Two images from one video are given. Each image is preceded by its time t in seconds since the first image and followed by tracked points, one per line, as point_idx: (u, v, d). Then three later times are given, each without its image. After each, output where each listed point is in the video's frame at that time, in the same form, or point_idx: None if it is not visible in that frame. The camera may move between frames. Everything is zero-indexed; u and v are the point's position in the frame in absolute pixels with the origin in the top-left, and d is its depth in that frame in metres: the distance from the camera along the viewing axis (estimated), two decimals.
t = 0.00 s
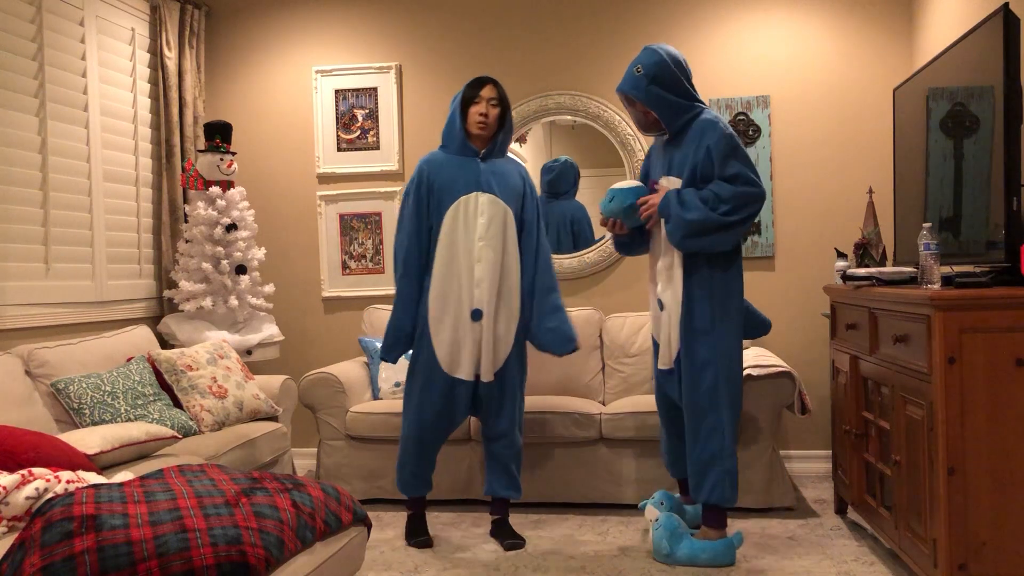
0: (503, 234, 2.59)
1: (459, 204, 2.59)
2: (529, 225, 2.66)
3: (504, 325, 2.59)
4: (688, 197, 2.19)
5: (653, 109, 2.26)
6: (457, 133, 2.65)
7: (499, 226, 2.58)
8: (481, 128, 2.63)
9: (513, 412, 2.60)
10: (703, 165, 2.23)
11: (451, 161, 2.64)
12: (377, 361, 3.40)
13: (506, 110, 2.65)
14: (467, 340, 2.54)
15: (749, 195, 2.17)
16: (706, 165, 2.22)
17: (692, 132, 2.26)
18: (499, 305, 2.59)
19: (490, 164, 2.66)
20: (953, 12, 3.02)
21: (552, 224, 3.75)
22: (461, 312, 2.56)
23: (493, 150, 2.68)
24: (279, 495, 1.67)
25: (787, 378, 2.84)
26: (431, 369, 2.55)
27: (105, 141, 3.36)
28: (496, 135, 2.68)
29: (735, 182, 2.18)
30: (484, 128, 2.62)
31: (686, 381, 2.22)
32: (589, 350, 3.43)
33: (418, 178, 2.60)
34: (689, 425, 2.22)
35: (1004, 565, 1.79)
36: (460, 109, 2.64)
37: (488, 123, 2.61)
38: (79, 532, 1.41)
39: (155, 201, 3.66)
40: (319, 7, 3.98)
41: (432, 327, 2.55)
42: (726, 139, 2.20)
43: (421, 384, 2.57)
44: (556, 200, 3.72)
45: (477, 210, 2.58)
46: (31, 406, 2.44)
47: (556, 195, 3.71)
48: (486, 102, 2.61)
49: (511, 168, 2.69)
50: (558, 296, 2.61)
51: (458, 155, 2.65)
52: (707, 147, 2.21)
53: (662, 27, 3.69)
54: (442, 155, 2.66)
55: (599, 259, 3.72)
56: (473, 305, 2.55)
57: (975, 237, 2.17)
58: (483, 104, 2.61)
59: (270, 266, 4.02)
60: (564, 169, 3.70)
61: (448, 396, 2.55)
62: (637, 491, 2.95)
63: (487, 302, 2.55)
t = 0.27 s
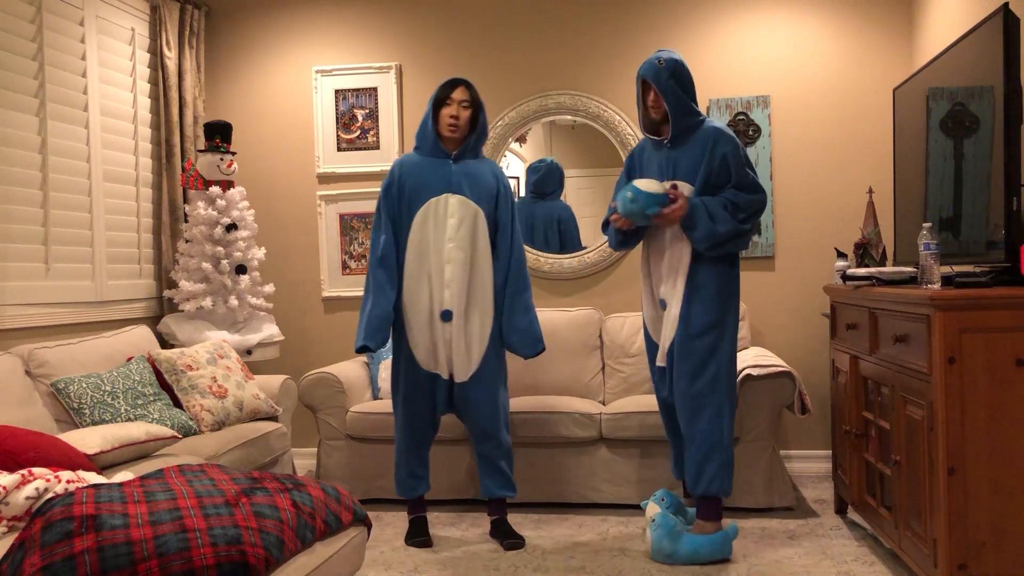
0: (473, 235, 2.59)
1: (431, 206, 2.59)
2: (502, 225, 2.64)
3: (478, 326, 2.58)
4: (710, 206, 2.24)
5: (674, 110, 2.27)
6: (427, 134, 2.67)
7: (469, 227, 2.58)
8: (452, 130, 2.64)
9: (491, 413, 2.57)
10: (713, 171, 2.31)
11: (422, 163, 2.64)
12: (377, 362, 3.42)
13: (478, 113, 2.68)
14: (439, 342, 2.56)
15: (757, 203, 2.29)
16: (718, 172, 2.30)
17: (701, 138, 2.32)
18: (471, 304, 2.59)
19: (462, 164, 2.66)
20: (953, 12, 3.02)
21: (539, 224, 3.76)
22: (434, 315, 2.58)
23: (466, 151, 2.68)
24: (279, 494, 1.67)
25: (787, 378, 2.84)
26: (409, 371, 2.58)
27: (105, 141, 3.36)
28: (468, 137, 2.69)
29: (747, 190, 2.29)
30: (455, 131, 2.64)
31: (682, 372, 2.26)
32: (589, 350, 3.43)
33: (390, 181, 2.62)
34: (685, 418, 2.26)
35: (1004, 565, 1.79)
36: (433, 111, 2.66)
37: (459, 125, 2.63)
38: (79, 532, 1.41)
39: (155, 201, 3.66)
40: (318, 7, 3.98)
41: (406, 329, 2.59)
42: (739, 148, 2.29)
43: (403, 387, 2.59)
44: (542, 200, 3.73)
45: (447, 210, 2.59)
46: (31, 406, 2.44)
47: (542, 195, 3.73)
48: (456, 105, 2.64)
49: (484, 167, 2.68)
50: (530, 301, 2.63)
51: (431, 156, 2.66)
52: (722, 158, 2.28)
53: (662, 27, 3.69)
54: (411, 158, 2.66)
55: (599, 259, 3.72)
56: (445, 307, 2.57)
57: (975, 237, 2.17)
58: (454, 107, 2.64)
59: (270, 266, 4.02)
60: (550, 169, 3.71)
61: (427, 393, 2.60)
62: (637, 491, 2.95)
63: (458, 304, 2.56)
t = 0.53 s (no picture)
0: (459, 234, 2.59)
1: (415, 207, 2.59)
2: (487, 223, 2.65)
3: (466, 324, 2.59)
4: (729, 203, 2.34)
5: (687, 108, 2.35)
6: (407, 134, 2.66)
7: (455, 227, 2.58)
8: (432, 130, 2.65)
9: (476, 411, 2.58)
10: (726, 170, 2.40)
11: (405, 164, 2.64)
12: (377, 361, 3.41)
13: (457, 114, 2.70)
14: (428, 342, 2.57)
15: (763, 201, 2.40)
16: (732, 171, 2.39)
17: (714, 137, 2.40)
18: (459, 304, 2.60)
19: (444, 164, 2.66)
20: (953, 12, 3.02)
21: (527, 222, 3.78)
22: (422, 315, 2.59)
23: (447, 150, 2.69)
24: (279, 494, 1.67)
25: (787, 378, 2.84)
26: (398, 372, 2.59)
27: (105, 141, 3.36)
28: (448, 136, 2.70)
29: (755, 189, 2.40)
30: (435, 132, 2.66)
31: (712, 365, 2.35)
32: (589, 350, 3.43)
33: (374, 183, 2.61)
34: (721, 410, 2.35)
35: (1004, 566, 1.79)
36: (412, 111, 2.66)
37: (439, 126, 2.65)
38: (79, 532, 1.41)
39: (155, 201, 3.66)
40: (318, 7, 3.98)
41: (393, 329, 2.59)
42: (749, 148, 2.40)
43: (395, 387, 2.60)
44: (528, 199, 3.75)
45: (431, 211, 2.58)
46: (31, 406, 2.44)
47: (528, 195, 3.75)
48: (436, 106, 2.65)
49: (467, 167, 2.69)
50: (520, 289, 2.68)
51: (412, 157, 2.66)
52: (735, 157, 2.38)
53: (662, 27, 3.69)
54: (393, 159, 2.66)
55: (599, 258, 3.71)
56: (432, 306, 2.57)
57: (975, 237, 2.17)
58: (434, 107, 2.65)
59: (270, 266, 4.02)
60: (535, 169, 3.73)
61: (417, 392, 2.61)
62: (637, 491, 2.95)
63: (446, 304, 2.57)
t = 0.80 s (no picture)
0: (458, 234, 2.59)
1: (413, 206, 2.59)
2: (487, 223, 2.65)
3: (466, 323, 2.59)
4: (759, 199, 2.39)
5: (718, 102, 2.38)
6: (403, 134, 2.67)
7: (454, 226, 2.59)
8: (428, 130, 2.67)
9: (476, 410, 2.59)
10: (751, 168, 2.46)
11: (403, 164, 2.65)
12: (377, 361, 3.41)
13: (453, 114, 2.70)
14: (429, 341, 2.56)
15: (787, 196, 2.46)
16: (758, 168, 2.45)
17: (740, 134, 2.45)
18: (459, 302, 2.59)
19: (441, 164, 2.67)
20: (953, 12, 3.02)
21: (527, 222, 3.76)
22: (423, 315, 2.58)
23: (443, 150, 2.70)
24: (279, 494, 1.67)
25: (787, 379, 2.84)
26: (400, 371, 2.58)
27: (105, 141, 3.36)
28: (444, 136, 2.71)
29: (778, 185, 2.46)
30: (431, 133, 2.67)
31: (754, 364, 2.45)
32: (588, 350, 3.43)
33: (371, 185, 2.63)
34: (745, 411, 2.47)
35: (1004, 566, 1.79)
36: (407, 112, 2.67)
37: (434, 126, 2.66)
38: (79, 532, 1.41)
39: (155, 201, 3.66)
40: (318, 8, 3.98)
41: (394, 330, 2.58)
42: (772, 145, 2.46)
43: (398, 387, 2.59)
44: (527, 199, 3.74)
45: (430, 210, 2.58)
46: (30, 406, 2.44)
47: (527, 194, 3.74)
48: (431, 107, 2.66)
49: (465, 167, 2.69)
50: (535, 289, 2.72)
51: (411, 157, 2.67)
52: (759, 153, 2.44)
53: (662, 27, 3.69)
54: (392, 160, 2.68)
55: (599, 259, 3.71)
56: (433, 306, 2.56)
57: (975, 236, 2.17)
58: (429, 108, 2.66)
59: (270, 266, 4.02)
60: (533, 169, 3.72)
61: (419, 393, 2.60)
62: (637, 491, 2.95)
63: (447, 303, 2.56)
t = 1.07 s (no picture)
0: (468, 233, 2.59)
1: (422, 206, 2.59)
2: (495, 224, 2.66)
3: (476, 322, 2.59)
4: (786, 202, 2.43)
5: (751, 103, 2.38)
6: (413, 134, 2.67)
7: (464, 225, 2.58)
8: (439, 130, 2.66)
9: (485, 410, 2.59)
10: (779, 169, 2.49)
11: (411, 164, 2.65)
12: (377, 362, 3.40)
13: (463, 114, 2.70)
14: (439, 340, 2.56)
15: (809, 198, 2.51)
16: (786, 170, 2.49)
17: (770, 136, 2.47)
18: (470, 302, 2.59)
19: (449, 163, 2.67)
20: (953, 12, 3.02)
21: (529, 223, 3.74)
22: (433, 314, 2.58)
23: (453, 150, 2.71)
24: (279, 494, 1.67)
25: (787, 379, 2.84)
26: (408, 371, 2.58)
27: (105, 141, 3.36)
28: (453, 137, 2.71)
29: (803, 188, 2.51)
30: (442, 132, 2.67)
31: (769, 367, 2.46)
32: (589, 350, 3.43)
33: (380, 183, 2.62)
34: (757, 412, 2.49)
35: (1003, 566, 1.79)
36: (417, 112, 2.67)
37: (445, 125, 2.66)
38: (79, 532, 1.41)
39: (155, 201, 3.66)
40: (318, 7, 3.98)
41: (404, 329, 2.58)
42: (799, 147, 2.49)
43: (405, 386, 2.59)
44: (529, 200, 3.72)
45: (440, 210, 2.58)
46: (30, 406, 2.44)
47: (529, 195, 3.72)
48: (443, 106, 2.66)
49: (473, 167, 2.71)
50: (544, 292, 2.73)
51: (418, 157, 2.67)
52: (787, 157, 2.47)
53: (662, 27, 3.69)
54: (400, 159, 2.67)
55: (599, 259, 3.71)
56: (443, 306, 2.56)
57: (975, 237, 2.17)
58: (441, 107, 2.65)
59: (270, 266, 4.02)
60: (536, 169, 3.71)
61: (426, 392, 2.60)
62: (637, 491, 2.95)
63: (458, 302, 2.56)
